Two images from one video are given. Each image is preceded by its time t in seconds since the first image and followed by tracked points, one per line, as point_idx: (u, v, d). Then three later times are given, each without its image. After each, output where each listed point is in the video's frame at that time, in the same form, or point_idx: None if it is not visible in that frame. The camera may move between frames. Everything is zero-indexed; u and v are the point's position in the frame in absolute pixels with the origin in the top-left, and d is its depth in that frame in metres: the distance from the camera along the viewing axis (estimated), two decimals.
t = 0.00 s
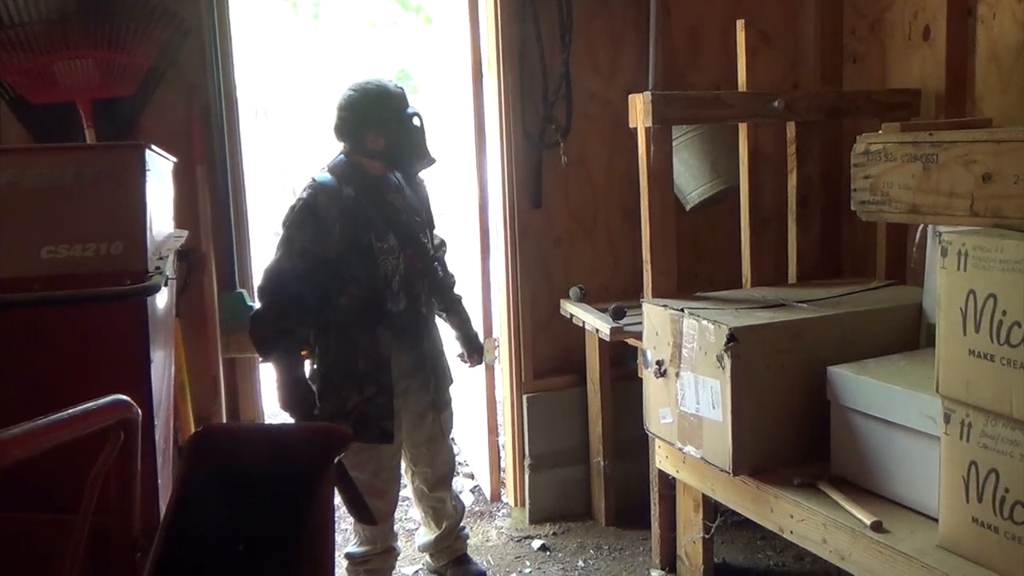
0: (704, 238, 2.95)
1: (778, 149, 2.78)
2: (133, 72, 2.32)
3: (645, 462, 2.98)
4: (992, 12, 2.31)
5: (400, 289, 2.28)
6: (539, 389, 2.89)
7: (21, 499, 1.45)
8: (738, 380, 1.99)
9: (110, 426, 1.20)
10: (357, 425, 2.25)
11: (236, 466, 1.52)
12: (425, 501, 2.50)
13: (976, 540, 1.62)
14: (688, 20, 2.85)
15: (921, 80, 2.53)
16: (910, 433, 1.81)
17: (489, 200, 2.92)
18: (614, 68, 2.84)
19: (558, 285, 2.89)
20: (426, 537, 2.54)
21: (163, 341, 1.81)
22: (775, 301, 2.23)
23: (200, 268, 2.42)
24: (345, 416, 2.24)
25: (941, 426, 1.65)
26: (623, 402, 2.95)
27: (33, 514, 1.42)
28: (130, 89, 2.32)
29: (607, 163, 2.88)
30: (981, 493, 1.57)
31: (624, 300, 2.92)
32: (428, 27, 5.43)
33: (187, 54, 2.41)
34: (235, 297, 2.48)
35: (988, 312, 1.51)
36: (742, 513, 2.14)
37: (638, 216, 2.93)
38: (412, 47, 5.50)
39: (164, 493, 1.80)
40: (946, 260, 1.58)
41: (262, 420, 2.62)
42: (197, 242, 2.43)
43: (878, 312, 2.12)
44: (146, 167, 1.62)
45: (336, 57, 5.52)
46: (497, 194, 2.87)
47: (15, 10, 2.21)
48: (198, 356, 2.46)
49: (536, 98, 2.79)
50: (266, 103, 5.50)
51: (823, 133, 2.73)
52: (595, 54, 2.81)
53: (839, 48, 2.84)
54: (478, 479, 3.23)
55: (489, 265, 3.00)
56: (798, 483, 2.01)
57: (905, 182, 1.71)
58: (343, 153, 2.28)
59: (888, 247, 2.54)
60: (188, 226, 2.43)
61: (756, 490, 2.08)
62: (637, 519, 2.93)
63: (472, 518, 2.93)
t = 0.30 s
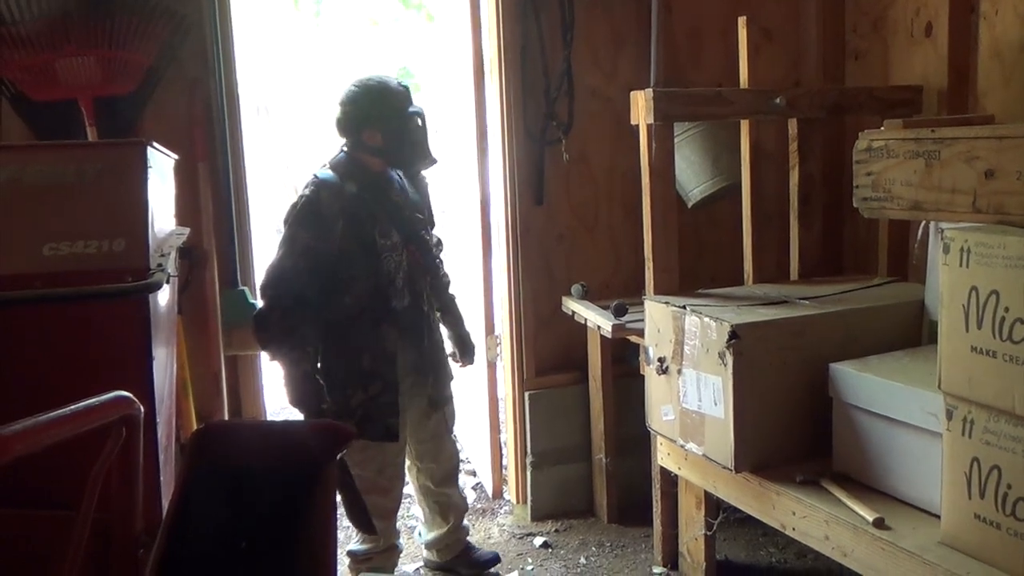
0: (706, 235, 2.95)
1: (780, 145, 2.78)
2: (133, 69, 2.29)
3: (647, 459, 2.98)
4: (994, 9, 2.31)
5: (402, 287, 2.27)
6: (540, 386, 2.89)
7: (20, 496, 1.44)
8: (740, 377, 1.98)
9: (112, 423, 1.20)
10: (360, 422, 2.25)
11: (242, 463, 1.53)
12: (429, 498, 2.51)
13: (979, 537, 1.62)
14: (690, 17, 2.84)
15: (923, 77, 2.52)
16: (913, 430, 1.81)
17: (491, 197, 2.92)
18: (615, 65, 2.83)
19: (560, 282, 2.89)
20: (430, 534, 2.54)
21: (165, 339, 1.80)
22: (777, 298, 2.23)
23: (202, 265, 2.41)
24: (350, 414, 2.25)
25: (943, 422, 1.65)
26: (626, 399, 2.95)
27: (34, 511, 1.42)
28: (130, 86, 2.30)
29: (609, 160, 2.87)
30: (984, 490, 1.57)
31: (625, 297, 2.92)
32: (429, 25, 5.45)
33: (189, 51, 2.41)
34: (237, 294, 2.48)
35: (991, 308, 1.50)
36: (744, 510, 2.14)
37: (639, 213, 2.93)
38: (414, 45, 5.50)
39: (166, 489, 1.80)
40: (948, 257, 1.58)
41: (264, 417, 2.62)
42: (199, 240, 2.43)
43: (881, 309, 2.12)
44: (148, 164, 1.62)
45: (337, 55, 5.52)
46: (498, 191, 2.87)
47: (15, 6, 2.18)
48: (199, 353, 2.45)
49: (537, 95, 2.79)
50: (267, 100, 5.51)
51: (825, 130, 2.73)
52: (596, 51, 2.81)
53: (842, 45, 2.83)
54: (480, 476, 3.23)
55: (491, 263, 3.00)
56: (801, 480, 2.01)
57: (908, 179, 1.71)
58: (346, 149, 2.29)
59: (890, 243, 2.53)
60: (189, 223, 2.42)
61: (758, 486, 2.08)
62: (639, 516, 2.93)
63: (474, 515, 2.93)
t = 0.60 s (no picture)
0: (707, 230, 2.95)
1: (780, 140, 2.77)
2: (134, 64, 2.33)
3: (648, 454, 2.98)
4: (995, 3, 2.30)
5: (414, 282, 2.27)
6: (541, 382, 2.89)
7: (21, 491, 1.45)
8: (741, 372, 1.98)
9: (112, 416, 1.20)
10: (367, 414, 2.25)
11: (247, 454, 1.53)
12: (436, 494, 2.50)
13: (980, 531, 1.61)
14: (690, 11, 2.84)
15: (924, 71, 2.52)
16: (913, 424, 1.81)
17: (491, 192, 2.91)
18: (615, 60, 2.83)
19: (560, 277, 2.89)
20: (435, 530, 2.54)
21: (164, 335, 1.80)
22: (777, 292, 2.22)
23: (202, 261, 2.41)
24: (355, 407, 2.24)
25: (944, 416, 1.65)
26: (626, 394, 2.95)
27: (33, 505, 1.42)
28: (130, 81, 2.32)
29: (609, 154, 2.87)
30: (984, 484, 1.57)
31: (625, 292, 2.91)
32: (429, 20, 5.23)
33: (188, 46, 2.41)
34: (236, 290, 2.48)
35: (991, 302, 1.50)
36: (745, 505, 2.14)
37: (639, 208, 2.93)
38: (413, 41, 5.31)
39: (166, 485, 1.80)
40: (949, 251, 1.57)
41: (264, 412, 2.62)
42: (199, 236, 2.43)
43: (881, 304, 2.12)
44: (147, 159, 1.61)
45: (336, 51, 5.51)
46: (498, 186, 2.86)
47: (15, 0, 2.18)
48: (199, 349, 2.45)
49: (538, 90, 2.78)
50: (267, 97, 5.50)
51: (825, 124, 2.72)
52: (597, 46, 2.80)
53: (842, 39, 2.82)
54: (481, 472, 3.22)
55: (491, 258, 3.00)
56: (801, 475, 2.01)
57: (908, 173, 1.71)
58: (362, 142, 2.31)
59: (891, 238, 2.53)
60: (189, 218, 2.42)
61: (759, 481, 2.08)
62: (640, 511, 2.93)
63: (475, 510, 2.93)
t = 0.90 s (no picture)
0: (706, 225, 2.95)
1: (779, 134, 2.77)
2: (133, 58, 2.34)
3: (647, 449, 2.98)
4: None
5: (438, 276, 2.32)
6: (540, 376, 2.89)
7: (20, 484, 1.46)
8: (740, 366, 1.98)
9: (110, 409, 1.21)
10: (384, 402, 2.28)
11: (251, 446, 1.52)
12: (439, 488, 2.52)
13: (977, 524, 1.62)
14: (690, 6, 2.84)
15: (923, 66, 2.52)
16: (911, 418, 1.81)
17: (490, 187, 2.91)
18: (615, 55, 2.83)
19: (560, 272, 2.89)
20: (436, 523, 2.55)
21: (164, 329, 1.80)
22: (776, 287, 2.23)
23: (201, 257, 2.40)
24: (372, 395, 2.28)
25: (942, 410, 1.65)
26: (626, 388, 2.95)
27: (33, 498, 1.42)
28: (129, 74, 2.34)
29: (609, 149, 2.87)
30: (982, 477, 1.57)
31: (624, 286, 2.92)
32: (429, 16, 5.32)
33: (187, 41, 2.41)
34: (236, 284, 2.49)
35: (989, 296, 1.51)
36: (743, 499, 2.15)
37: (639, 203, 2.93)
38: (413, 36, 5.38)
39: (167, 478, 1.80)
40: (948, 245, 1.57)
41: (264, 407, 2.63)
42: (198, 230, 2.43)
43: (880, 298, 2.12)
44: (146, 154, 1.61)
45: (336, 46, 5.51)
46: (498, 181, 2.86)
47: None
48: (199, 344, 2.45)
49: (537, 85, 2.78)
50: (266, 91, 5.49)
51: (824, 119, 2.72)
52: (596, 41, 2.80)
53: (841, 33, 2.82)
54: (480, 466, 3.23)
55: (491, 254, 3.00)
56: (799, 468, 2.02)
57: (906, 167, 1.71)
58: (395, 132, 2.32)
59: (890, 233, 2.53)
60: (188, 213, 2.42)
61: (758, 475, 2.08)
62: (639, 505, 2.93)
63: (475, 504, 2.93)
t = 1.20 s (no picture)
0: (699, 217, 2.95)
1: (771, 126, 2.77)
2: (123, 52, 2.32)
3: (641, 441, 2.99)
4: None
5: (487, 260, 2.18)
6: (534, 369, 2.90)
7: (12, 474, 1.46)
8: (731, 356, 1.99)
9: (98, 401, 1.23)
10: (395, 392, 2.31)
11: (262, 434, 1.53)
12: (436, 480, 2.54)
13: (967, 512, 1.63)
14: None
15: (915, 57, 2.52)
16: (903, 407, 1.82)
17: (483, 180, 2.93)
18: (607, 47, 2.83)
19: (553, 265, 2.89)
20: (431, 515, 2.57)
21: (155, 322, 1.81)
22: (769, 277, 2.23)
23: (194, 248, 2.41)
24: (384, 384, 2.30)
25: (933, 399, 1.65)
26: (619, 380, 2.96)
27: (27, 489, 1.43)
28: (118, 70, 2.33)
29: (602, 141, 2.88)
30: (973, 466, 1.58)
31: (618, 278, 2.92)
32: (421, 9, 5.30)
33: (180, 35, 2.42)
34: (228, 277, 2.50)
35: (980, 286, 1.51)
36: (737, 489, 2.15)
37: (632, 194, 2.93)
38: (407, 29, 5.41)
39: (159, 469, 1.81)
40: (938, 235, 1.57)
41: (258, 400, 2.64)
42: (190, 223, 2.44)
43: (872, 289, 2.12)
44: (136, 148, 1.62)
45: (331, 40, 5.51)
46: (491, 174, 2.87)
47: None
48: (193, 338, 2.46)
49: (530, 77, 2.78)
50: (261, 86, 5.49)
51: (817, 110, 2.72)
52: (589, 33, 2.81)
53: (834, 25, 2.82)
54: (474, 458, 3.24)
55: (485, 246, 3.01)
56: (792, 459, 2.02)
57: (898, 157, 1.71)
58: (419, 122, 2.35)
59: (882, 223, 2.54)
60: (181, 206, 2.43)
61: (752, 466, 2.09)
62: (633, 496, 2.94)
63: (469, 496, 2.94)
